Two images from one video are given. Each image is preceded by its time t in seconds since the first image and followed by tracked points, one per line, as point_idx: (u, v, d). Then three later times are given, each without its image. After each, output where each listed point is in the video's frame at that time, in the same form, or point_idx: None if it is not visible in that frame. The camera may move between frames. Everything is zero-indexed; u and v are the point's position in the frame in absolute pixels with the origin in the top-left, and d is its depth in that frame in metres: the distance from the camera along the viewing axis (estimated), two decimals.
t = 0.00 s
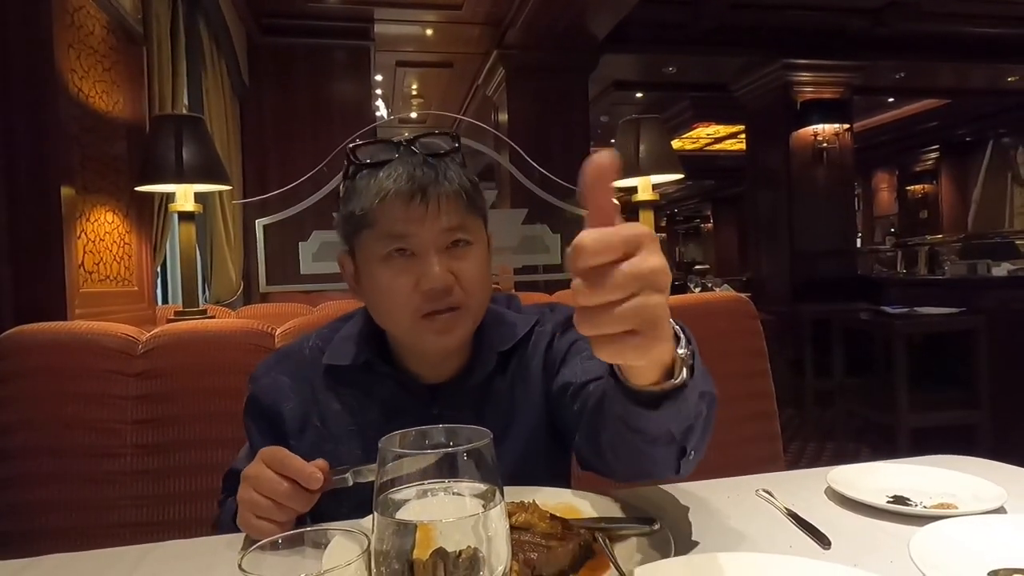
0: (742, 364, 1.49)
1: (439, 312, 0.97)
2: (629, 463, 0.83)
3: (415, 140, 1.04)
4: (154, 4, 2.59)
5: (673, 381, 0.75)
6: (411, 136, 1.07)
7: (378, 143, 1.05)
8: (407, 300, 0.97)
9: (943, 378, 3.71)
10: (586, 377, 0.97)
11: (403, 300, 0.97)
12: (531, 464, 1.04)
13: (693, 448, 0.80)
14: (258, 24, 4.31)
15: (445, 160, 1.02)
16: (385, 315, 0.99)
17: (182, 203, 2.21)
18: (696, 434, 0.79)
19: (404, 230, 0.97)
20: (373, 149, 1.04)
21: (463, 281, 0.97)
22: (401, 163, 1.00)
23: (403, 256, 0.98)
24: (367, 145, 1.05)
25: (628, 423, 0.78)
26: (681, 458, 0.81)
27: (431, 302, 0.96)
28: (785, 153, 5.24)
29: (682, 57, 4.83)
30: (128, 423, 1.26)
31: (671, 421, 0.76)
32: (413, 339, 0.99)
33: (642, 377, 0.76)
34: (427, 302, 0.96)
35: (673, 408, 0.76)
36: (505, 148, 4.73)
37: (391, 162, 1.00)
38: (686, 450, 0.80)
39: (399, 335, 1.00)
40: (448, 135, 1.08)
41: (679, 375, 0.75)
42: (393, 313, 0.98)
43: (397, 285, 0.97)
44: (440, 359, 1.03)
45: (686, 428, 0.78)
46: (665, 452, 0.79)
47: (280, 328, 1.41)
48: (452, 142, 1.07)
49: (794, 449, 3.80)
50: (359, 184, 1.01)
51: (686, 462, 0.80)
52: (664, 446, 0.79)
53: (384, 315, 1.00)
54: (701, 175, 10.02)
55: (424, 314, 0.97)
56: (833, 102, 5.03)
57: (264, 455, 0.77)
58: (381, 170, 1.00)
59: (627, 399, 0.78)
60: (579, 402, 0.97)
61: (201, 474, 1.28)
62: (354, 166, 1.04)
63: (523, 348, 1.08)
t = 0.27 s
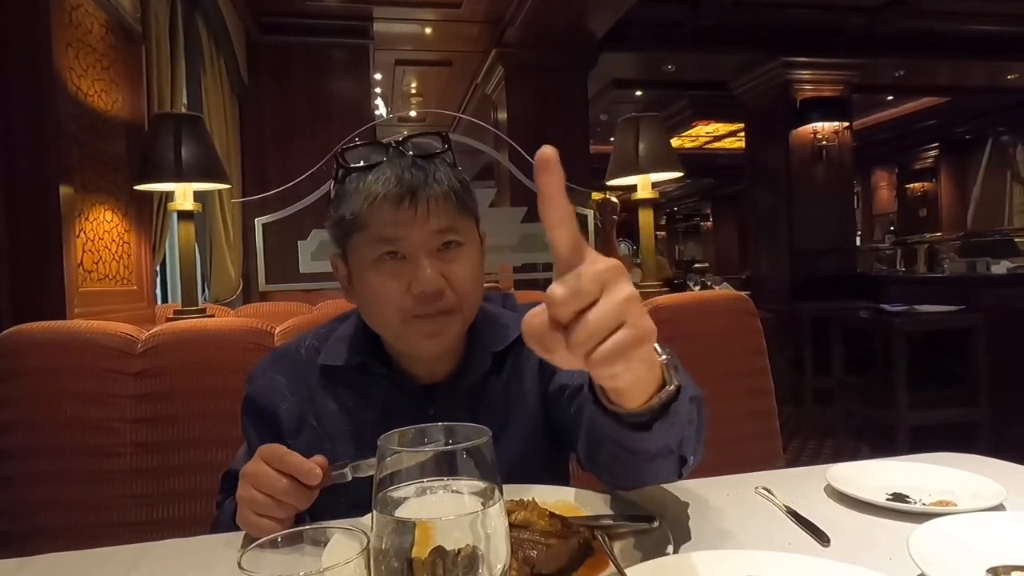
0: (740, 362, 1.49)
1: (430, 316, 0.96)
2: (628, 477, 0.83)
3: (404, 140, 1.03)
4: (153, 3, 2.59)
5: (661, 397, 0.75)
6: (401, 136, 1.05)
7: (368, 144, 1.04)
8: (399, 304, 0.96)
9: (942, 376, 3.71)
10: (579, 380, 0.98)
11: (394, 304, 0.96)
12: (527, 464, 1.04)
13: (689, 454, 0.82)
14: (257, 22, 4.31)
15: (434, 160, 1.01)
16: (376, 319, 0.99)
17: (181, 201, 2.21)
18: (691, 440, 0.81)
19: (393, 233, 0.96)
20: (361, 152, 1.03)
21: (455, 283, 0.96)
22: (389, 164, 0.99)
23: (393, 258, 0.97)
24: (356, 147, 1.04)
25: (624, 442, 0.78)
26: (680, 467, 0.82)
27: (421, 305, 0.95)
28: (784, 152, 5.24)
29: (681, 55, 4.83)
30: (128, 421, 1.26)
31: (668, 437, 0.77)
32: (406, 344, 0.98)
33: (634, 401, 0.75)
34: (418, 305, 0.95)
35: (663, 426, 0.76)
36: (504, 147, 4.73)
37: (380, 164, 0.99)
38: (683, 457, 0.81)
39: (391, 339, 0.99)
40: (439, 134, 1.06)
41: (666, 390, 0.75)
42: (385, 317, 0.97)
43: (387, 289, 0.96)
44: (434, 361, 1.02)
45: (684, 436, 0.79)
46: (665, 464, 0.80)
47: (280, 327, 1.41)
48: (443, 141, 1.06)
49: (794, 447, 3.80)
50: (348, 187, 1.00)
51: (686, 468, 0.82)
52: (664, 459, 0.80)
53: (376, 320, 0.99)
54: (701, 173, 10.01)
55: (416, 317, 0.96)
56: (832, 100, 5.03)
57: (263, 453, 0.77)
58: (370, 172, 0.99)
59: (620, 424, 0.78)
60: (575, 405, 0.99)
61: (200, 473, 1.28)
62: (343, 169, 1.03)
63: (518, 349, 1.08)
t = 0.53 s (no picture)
0: (739, 361, 1.49)
1: (430, 316, 0.95)
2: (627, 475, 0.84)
3: (405, 141, 1.03)
4: (152, 3, 2.59)
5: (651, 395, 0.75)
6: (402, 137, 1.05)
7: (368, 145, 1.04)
8: (400, 305, 0.95)
9: (941, 376, 3.72)
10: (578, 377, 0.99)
11: (395, 304, 0.95)
12: (525, 463, 1.04)
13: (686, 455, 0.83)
14: (257, 21, 4.31)
15: (436, 162, 1.01)
16: (376, 320, 0.98)
17: (180, 200, 2.21)
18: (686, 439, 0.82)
19: (393, 233, 0.95)
20: (361, 152, 1.03)
21: (456, 284, 0.96)
22: (391, 166, 0.99)
23: (394, 258, 0.96)
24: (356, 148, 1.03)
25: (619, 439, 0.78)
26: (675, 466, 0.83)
27: (422, 306, 0.94)
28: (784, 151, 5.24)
29: (680, 54, 4.83)
30: (127, 420, 1.26)
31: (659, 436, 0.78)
32: (405, 345, 0.97)
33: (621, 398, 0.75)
34: (419, 306, 0.94)
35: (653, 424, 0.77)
36: (504, 146, 4.73)
37: (382, 165, 0.99)
38: (680, 458, 0.82)
39: (390, 339, 0.98)
40: (440, 135, 1.06)
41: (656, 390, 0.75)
42: (385, 317, 0.96)
43: (387, 288, 0.95)
44: (433, 364, 1.01)
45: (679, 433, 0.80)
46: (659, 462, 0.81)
47: (280, 326, 1.41)
48: (444, 142, 1.06)
49: (793, 446, 3.80)
50: (349, 188, 1.00)
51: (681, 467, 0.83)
52: (659, 458, 0.80)
53: (375, 320, 0.98)
54: (700, 173, 10.01)
55: (417, 318, 0.95)
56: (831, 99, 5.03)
57: (262, 452, 0.77)
58: (372, 172, 0.99)
59: (614, 425, 0.77)
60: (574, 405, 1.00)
61: (200, 472, 1.28)
62: (344, 169, 1.02)
63: (516, 346, 1.08)
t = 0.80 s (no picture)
0: (738, 362, 1.49)
1: (436, 326, 0.94)
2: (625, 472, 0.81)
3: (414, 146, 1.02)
4: (152, 2, 2.59)
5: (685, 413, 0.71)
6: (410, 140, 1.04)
7: (376, 147, 1.02)
8: (406, 314, 0.94)
9: (940, 377, 3.72)
10: (572, 372, 1.00)
11: (401, 312, 0.94)
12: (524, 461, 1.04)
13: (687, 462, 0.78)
14: (257, 21, 4.31)
15: (445, 169, 1.00)
16: (381, 326, 0.97)
17: (180, 200, 2.21)
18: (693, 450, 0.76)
19: (403, 241, 0.94)
20: (368, 153, 1.01)
21: (463, 294, 0.95)
22: (401, 172, 0.97)
23: (403, 266, 0.94)
24: (365, 150, 1.01)
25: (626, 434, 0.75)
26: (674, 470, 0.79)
27: (429, 316, 0.93)
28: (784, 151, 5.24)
29: (680, 55, 4.83)
30: (127, 420, 1.26)
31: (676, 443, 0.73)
32: (410, 352, 0.97)
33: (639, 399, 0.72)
34: (427, 315, 0.93)
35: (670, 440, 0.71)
36: (504, 146, 4.73)
37: (393, 171, 0.97)
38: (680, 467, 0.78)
39: (393, 347, 0.98)
40: (448, 139, 1.05)
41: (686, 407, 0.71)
42: (390, 325, 0.95)
43: (394, 295, 0.94)
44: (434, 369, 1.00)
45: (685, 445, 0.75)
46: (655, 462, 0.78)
47: (279, 326, 1.41)
48: (453, 146, 1.05)
49: (792, 447, 3.80)
50: (358, 193, 0.98)
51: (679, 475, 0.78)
52: (661, 460, 0.75)
53: (379, 325, 0.97)
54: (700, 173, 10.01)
55: (424, 326, 0.94)
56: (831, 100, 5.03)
57: (262, 453, 0.77)
58: (381, 178, 0.97)
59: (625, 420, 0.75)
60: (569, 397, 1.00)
61: (198, 472, 1.28)
62: (352, 172, 1.00)
63: (514, 345, 1.08)
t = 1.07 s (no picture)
0: (739, 363, 1.49)
1: (443, 331, 0.95)
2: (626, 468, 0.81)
3: (426, 147, 1.01)
4: (153, 2, 2.59)
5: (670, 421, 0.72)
6: (420, 141, 1.03)
7: (388, 146, 1.01)
8: (413, 316, 0.94)
9: (941, 377, 3.71)
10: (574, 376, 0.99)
11: (408, 315, 0.94)
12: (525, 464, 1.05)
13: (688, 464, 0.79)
14: (258, 21, 4.31)
15: (456, 172, 1.00)
16: (387, 328, 0.97)
17: (181, 200, 2.20)
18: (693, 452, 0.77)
19: (414, 243, 0.93)
20: (378, 152, 1.00)
21: (471, 299, 0.95)
22: (414, 173, 0.97)
23: (413, 269, 0.94)
24: (377, 148, 1.01)
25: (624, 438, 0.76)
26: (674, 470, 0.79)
27: (438, 320, 0.94)
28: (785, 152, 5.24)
29: (681, 55, 4.83)
30: (128, 420, 1.26)
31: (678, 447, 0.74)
32: (414, 354, 0.97)
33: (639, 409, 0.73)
34: (435, 318, 0.94)
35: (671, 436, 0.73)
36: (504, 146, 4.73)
37: (405, 172, 0.97)
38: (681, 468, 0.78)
39: (398, 348, 0.98)
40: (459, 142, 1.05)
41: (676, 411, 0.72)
42: (396, 326, 0.95)
43: (402, 297, 0.94)
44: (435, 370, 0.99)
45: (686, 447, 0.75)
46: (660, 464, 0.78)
47: (279, 327, 1.41)
48: (461, 148, 1.05)
49: (793, 447, 3.80)
50: (369, 192, 0.98)
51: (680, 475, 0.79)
52: (663, 462, 0.76)
53: (384, 325, 0.97)
54: (701, 173, 10.01)
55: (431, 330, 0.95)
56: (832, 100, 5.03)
57: (262, 453, 0.77)
58: (394, 178, 0.97)
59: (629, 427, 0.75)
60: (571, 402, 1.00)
61: (198, 473, 1.28)
62: (362, 170, 1.00)
63: (514, 346, 1.08)
